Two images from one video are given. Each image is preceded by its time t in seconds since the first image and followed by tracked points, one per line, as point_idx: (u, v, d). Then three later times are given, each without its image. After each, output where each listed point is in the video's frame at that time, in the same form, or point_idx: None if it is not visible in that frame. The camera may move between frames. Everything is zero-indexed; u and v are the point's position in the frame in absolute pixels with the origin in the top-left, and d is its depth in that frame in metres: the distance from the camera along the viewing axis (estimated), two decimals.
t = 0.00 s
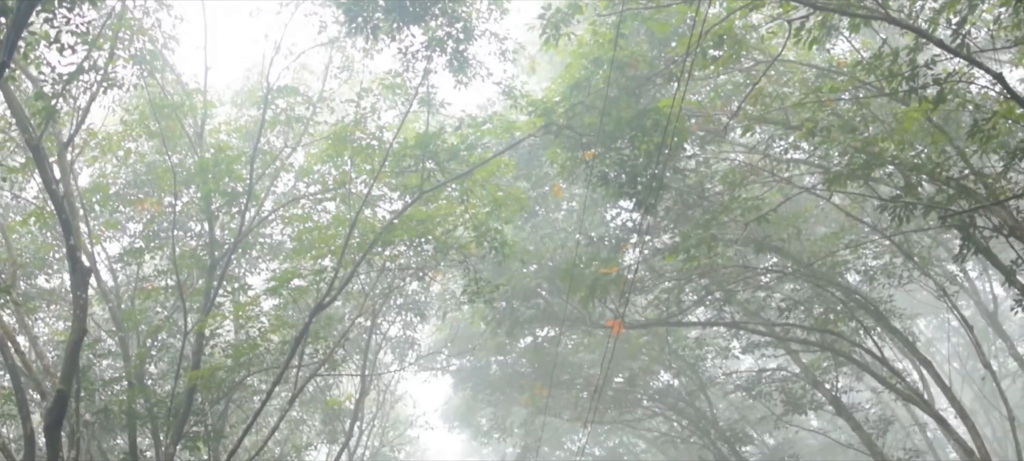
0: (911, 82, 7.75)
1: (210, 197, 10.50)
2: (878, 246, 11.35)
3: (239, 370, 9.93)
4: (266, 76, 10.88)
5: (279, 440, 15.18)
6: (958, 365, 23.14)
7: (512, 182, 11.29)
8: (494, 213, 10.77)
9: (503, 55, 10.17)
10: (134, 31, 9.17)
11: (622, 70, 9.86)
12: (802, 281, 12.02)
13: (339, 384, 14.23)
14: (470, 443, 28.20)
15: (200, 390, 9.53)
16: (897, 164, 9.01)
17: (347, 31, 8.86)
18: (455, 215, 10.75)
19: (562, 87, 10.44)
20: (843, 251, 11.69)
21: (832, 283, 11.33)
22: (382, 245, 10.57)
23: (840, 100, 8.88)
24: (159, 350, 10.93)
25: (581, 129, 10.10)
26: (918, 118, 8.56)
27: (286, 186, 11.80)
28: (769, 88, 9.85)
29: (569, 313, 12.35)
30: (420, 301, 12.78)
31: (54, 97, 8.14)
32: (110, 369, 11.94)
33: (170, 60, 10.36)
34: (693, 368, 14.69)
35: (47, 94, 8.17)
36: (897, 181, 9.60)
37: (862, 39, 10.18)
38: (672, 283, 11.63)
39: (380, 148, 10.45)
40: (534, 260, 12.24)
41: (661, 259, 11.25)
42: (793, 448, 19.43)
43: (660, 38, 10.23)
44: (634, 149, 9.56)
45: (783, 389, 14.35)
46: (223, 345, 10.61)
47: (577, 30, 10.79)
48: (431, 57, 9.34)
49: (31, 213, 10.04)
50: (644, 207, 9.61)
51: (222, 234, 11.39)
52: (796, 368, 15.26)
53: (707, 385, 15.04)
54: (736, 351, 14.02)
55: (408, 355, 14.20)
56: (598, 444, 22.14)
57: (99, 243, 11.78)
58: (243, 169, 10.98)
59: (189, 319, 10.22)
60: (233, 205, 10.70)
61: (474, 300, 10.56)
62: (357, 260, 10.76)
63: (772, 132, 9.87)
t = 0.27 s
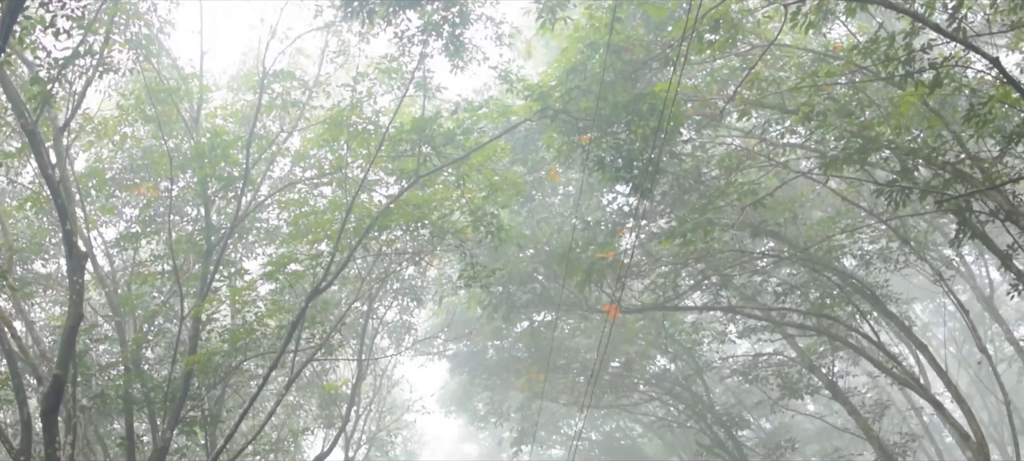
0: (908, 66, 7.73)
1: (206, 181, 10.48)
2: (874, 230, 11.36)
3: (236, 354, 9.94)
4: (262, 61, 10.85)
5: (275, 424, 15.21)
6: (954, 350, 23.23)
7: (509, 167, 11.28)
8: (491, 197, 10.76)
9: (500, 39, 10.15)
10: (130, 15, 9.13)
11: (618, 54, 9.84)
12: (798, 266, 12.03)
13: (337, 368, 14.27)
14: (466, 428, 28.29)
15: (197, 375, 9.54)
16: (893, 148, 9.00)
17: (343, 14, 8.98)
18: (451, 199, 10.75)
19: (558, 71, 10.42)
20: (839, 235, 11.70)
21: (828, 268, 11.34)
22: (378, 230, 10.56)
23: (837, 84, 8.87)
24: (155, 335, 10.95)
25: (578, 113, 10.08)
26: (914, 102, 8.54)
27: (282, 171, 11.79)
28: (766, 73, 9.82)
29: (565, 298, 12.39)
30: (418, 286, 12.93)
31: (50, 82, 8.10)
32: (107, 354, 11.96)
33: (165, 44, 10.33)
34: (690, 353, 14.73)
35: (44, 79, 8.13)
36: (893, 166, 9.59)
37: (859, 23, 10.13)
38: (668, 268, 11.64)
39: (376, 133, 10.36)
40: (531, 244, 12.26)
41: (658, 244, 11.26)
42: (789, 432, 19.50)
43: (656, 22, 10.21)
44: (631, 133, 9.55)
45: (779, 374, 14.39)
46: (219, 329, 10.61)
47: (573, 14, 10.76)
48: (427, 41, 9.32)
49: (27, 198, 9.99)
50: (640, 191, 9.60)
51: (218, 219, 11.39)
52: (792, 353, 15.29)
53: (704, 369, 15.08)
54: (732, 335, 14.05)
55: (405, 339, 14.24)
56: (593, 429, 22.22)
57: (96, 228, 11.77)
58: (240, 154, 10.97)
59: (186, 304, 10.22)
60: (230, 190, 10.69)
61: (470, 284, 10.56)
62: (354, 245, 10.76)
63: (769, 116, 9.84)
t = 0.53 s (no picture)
0: (904, 47, 7.71)
1: (202, 164, 10.47)
2: (870, 212, 11.36)
3: (233, 337, 9.96)
4: (257, 43, 10.82)
5: (273, 406, 15.27)
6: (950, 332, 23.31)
7: (505, 149, 11.27)
8: (487, 179, 10.76)
9: (495, 21, 10.11)
10: None
11: (614, 36, 9.82)
12: (795, 248, 12.04)
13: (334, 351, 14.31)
14: (464, 411, 28.42)
15: (195, 357, 9.56)
16: (889, 130, 8.98)
17: None
18: (447, 181, 10.74)
19: (555, 53, 10.39)
20: (836, 217, 11.70)
21: (824, 250, 11.35)
22: (374, 212, 10.55)
23: (833, 65, 8.85)
24: (152, 317, 10.96)
25: (574, 95, 10.06)
26: (910, 83, 8.52)
27: (278, 153, 11.78)
28: (762, 54, 9.79)
29: (561, 280, 12.42)
30: (414, 268, 12.88)
31: (45, 65, 8.05)
32: (104, 336, 11.98)
33: (160, 27, 10.29)
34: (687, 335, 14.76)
35: (39, 61, 8.07)
36: (890, 147, 9.57)
37: (856, 4, 10.10)
38: (665, 250, 11.65)
39: (372, 115, 10.34)
40: (527, 226, 12.27)
41: (654, 226, 11.26)
42: (785, 414, 19.58)
43: (652, 4, 10.17)
44: (627, 115, 9.53)
45: (775, 356, 14.43)
46: (216, 312, 10.63)
47: None
48: (423, 23, 9.29)
49: (23, 181, 9.95)
50: (636, 173, 9.59)
51: (214, 202, 11.38)
52: (789, 335, 15.33)
53: (700, 351, 15.12)
54: (729, 317, 14.08)
55: (402, 322, 14.28)
56: (590, 411, 22.32)
57: (92, 211, 11.76)
58: (236, 136, 10.96)
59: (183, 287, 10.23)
60: (226, 173, 10.68)
61: (467, 266, 10.58)
62: (350, 227, 10.76)
63: (765, 98, 9.82)
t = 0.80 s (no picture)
0: (902, 32, 7.68)
1: (199, 148, 10.44)
2: (867, 196, 11.36)
3: (230, 322, 9.98)
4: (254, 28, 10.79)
5: (271, 392, 15.32)
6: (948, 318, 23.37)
7: (502, 134, 11.26)
8: (484, 164, 10.76)
9: (493, 6, 10.08)
10: None
11: (611, 21, 9.81)
12: (792, 233, 12.04)
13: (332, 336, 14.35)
14: (462, 396, 28.50)
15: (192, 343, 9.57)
16: (886, 114, 8.97)
17: None
18: (444, 166, 10.72)
19: (552, 38, 10.37)
20: (833, 201, 11.71)
21: (821, 234, 11.36)
22: (371, 197, 10.53)
23: (830, 49, 8.83)
24: (150, 303, 10.98)
25: (571, 79, 10.05)
26: (908, 68, 8.50)
27: (275, 138, 11.76)
28: (759, 39, 9.77)
29: (559, 265, 12.45)
30: (412, 253, 12.88)
31: (42, 50, 8.00)
32: (102, 322, 12.00)
33: (157, 12, 10.26)
34: (684, 319, 14.79)
35: (35, 47, 8.01)
36: (887, 131, 9.55)
37: None
38: (662, 235, 11.66)
39: (369, 100, 10.32)
40: (524, 211, 12.27)
41: (651, 211, 11.27)
42: (782, 398, 19.64)
43: None
44: (624, 100, 9.52)
45: (773, 341, 14.47)
46: (213, 297, 10.65)
47: None
48: (420, 8, 9.26)
49: (20, 167, 9.91)
50: (633, 158, 9.58)
51: (211, 187, 11.37)
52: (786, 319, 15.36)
53: (698, 336, 15.16)
54: (726, 302, 14.10)
55: (400, 307, 14.31)
56: (588, 396, 22.40)
57: (89, 196, 11.75)
58: (233, 121, 10.94)
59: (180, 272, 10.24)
60: (223, 158, 10.66)
61: (464, 251, 10.58)
62: (347, 212, 10.76)
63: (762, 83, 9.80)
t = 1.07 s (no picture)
0: (899, 13, 7.65)
1: (196, 131, 10.42)
2: (864, 178, 11.38)
3: (227, 304, 10.00)
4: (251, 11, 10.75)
5: (268, 374, 15.38)
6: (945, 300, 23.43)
7: (499, 116, 11.23)
8: (481, 146, 10.75)
9: None
10: None
11: (608, 2, 9.77)
12: (788, 215, 12.06)
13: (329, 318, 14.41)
14: (460, 379, 28.61)
15: (189, 325, 9.58)
16: (883, 96, 8.94)
17: None
18: (441, 148, 10.70)
19: (550, 19, 10.33)
20: (830, 184, 11.71)
21: (818, 216, 11.37)
22: (368, 180, 10.51)
23: (827, 31, 8.80)
24: (147, 285, 10.99)
25: (568, 62, 10.02)
26: (905, 49, 8.47)
27: (272, 120, 11.74)
28: (757, 20, 9.74)
29: (555, 247, 12.48)
30: (409, 235, 12.92)
31: (38, 33, 7.96)
32: (99, 304, 12.01)
33: None
34: (681, 302, 14.83)
35: (32, 29, 7.97)
36: (884, 114, 9.54)
37: None
38: (659, 217, 11.66)
39: (366, 82, 10.29)
40: (521, 194, 12.28)
41: (648, 193, 11.27)
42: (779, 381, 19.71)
43: None
44: (621, 83, 9.50)
45: (770, 323, 14.51)
46: (210, 279, 10.66)
47: None
48: None
49: (16, 149, 9.88)
50: (630, 141, 9.56)
51: (208, 169, 11.36)
52: (783, 301, 15.41)
53: (695, 318, 15.21)
54: (723, 284, 14.13)
55: (397, 289, 14.35)
56: (585, 378, 22.51)
57: (86, 179, 11.75)
58: (229, 103, 10.92)
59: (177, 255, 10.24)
60: (219, 141, 10.65)
61: (461, 234, 10.58)
62: (344, 194, 10.72)
63: (760, 65, 9.77)
